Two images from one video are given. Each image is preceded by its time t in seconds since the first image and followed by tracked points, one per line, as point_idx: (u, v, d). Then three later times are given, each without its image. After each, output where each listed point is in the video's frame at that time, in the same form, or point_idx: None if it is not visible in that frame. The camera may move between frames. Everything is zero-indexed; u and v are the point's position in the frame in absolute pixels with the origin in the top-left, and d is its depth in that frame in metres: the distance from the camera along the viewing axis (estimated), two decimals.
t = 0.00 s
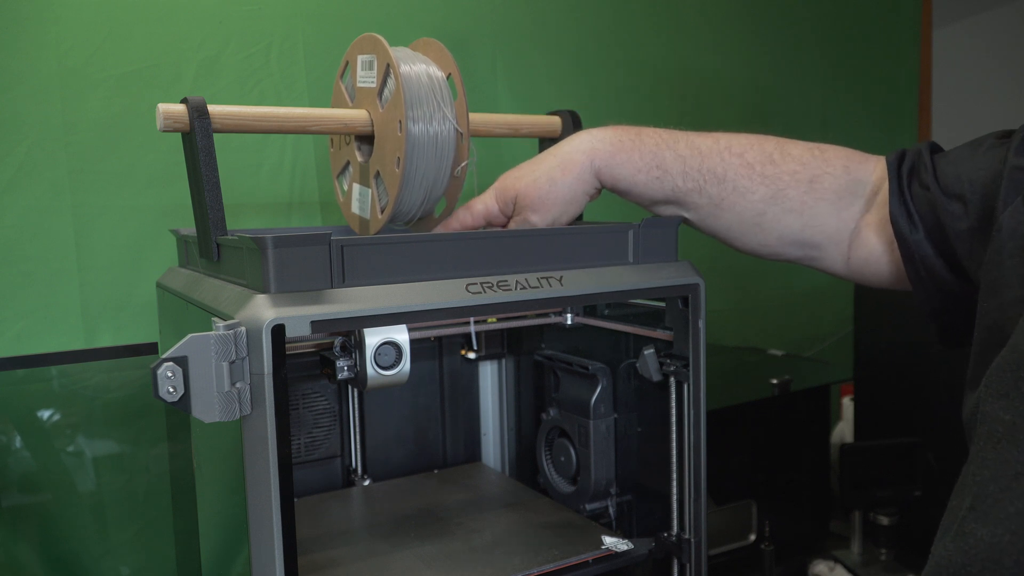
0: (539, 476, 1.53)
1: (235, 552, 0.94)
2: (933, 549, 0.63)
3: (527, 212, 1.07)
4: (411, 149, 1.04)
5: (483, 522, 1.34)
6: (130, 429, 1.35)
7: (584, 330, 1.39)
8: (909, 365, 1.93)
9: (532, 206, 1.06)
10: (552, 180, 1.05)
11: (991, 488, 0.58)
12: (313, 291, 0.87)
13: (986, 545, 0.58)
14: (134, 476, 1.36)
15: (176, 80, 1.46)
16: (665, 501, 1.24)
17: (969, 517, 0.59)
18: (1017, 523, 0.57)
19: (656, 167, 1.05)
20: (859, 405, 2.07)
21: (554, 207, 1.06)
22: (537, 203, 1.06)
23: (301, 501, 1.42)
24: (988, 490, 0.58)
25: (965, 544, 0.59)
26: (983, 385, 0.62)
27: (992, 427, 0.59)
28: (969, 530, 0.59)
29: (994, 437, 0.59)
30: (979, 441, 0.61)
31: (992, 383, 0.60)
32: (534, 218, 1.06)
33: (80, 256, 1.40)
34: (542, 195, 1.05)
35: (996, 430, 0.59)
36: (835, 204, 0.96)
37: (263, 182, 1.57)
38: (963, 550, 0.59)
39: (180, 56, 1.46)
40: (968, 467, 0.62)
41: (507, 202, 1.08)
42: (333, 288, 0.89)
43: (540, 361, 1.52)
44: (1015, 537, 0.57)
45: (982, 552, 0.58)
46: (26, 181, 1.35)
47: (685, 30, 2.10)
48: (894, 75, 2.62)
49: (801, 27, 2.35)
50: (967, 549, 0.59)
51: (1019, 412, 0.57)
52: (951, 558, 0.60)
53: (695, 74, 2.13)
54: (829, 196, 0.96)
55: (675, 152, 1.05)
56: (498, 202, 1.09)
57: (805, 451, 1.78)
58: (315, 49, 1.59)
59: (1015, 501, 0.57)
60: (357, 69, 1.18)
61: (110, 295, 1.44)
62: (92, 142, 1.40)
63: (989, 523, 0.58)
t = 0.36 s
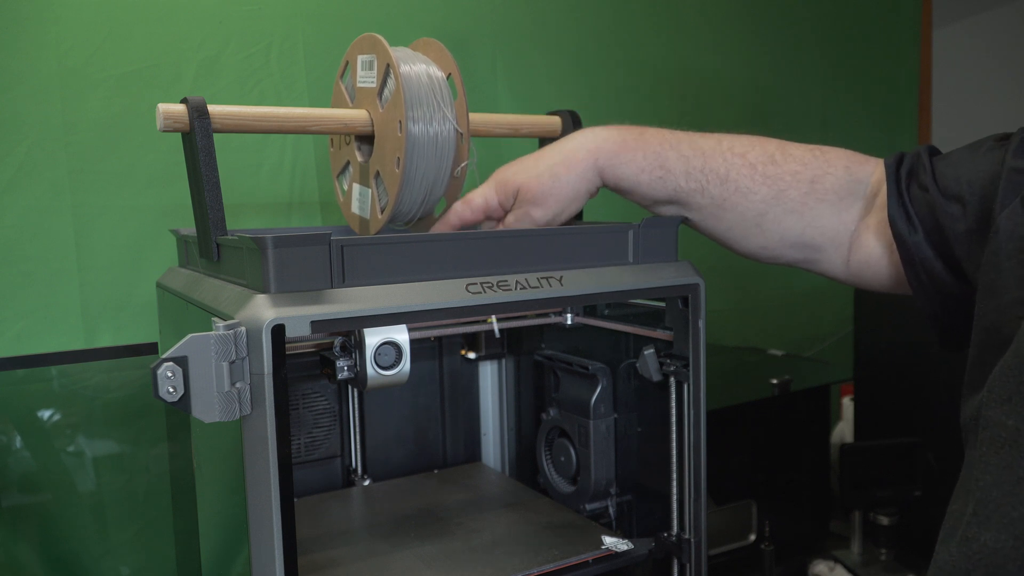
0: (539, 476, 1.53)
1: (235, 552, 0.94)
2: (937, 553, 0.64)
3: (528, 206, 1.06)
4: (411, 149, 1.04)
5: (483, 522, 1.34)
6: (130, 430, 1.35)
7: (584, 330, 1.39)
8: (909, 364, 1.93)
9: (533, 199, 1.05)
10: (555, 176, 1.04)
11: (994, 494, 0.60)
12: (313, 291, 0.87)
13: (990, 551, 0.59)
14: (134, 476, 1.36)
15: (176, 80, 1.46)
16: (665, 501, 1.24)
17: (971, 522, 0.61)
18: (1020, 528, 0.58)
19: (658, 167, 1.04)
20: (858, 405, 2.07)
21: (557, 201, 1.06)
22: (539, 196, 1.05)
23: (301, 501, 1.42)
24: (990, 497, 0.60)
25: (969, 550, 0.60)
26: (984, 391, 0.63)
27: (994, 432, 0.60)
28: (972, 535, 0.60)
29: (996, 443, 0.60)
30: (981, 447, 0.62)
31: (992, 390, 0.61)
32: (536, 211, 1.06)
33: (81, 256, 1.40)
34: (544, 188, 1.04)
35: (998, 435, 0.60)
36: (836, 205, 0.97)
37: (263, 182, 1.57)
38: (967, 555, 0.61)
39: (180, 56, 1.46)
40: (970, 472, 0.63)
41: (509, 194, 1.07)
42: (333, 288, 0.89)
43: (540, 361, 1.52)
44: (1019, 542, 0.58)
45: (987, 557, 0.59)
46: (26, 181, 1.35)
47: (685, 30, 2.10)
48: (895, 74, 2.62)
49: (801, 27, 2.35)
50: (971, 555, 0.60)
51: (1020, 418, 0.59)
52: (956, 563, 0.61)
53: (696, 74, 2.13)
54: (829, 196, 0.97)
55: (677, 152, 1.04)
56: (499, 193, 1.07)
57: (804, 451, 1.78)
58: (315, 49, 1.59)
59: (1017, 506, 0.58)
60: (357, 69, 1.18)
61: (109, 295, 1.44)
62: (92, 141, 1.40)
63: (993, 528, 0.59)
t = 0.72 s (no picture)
0: (539, 476, 1.53)
1: (235, 552, 0.94)
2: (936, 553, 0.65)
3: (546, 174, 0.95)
4: (411, 148, 1.04)
5: (483, 522, 1.34)
6: (130, 429, 1.35)
7: (584, 330, 1.39)
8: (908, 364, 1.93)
9: (552, 168, 0.95)
10: (578, 150, 0.95)
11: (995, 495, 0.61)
12: (313, 291, 0.87)
13: (991, 550, 0.61)
14: (134, 476, 1.36)
15: (176, 80, 1.46)
16: (665, 501, 1.24)
17: (971, 523, 0.62)
18: (1020, 528, 0.60)
19: (683, 149, 0.98)
20: (859, 405, 2.07)
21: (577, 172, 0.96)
22: (559, 165, 0.95)
23: (301, 501, 1.42)
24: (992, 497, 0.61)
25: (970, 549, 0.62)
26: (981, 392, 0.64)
27: (993, 433, 0.62)
28: (974, 536, 0.61)
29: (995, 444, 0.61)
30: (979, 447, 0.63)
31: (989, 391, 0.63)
32: (553, 181, 0.96)
33: (81, 256, 1.40)
34: (565, 159, 0.94)
35: (997, 435, 0.61)
36: (849, 207, 0.97)
37: (263, 182, 1.57)
38: (968, 556, 0.62)
39: (179, 55, 1.46)
40: (969, 473, 0.64)
41: (527, 158, 0.96)
42: (333, 288, 0.89)
43: (540, 361, 1.52)
44: (1021, 542, 0.60)
45: (988, 557, 0.61)
46: (26, 181, 1.35)
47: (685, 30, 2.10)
48: (895, 74, 2.62)
49: (801, 27, 2.35)
50: (971, 554, 0.62)
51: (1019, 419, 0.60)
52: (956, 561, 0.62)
53: (696, 73, 2.13)
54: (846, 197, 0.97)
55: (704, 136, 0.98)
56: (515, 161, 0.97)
57: (805, 451, 1.78)
58: (315, 49, 1.59)
59: (1017, 505, 0.60)
60: (357, 69, 1.18)
61: (109, 295, 1.44)
62: (92, 141, 1.40)
63: (994, 528, 0.61)
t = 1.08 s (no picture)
0: (539, 476, 1.53)
1: (235, 552, 0.94)
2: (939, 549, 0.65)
3: (563, 196, 1.04)
4: (411, 149, 1.04)
5: (483, 522, 1.34)
6: (130, 430, 1.35)
7: (584, 330, 1.39)
8: (909, 365, 1.93)
9: (567, 190, 1.04)
10: (587, 163, 1.02)
11: (996, 490, 0.61)
12: (313, 291, 0.87)
13: (992, 544, 0.61)
14: (135, 476, 1.36)
15: (176, 80, 1.46)
16: (665, 501, 1.24)
17: (973, 518, 0.62)
18: (1022, 522, 0.60)
19: (689, 154, 1.03)
20: (858, 405, 2.07)
21: (593, 190, 1.04)
22: (575, 188, 1.04)
23: (301, 501, 1.42)
24: (992, 492, 0.61)
25: (973, 544, 0.62)
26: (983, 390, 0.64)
27: (993, 430, 0.62)
28: (975, 530, 0.62)
29: (994, 440, 0.62)
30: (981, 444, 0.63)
31: (990, 388, 0.63)
32: (570, 204, 1.05)
33: (80, 256, 1.40)
34: (579, 177, 1.03)
35: (997, 431, 0.61)
36: (856, 210, 0.97)
37: (263, 182, 1.57)
38: (969, 550, 0.62)
39: (179, 56, 1.46)
40: (972, 470, 0.64)
41: (541, 186, 1.05)
42: (333, 288, 0.89)
43: (540, 361, 1.52)
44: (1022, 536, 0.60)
45: (990, 551, 0.61)
46: (26, 181, 1.35)
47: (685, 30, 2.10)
48: (895, 73, 2.62)
49: (801, 27, 2.36)
50: (973, 548, 0.62)
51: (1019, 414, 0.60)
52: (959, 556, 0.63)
53: (696, 73, 2.13)
54: (852, 200, 0.97)
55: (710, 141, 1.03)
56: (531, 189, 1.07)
57: (805, 451, 1.78)
58: (315, 49, 1.59)
59: (1019, 500, 0.60)
60: (357, 69, 1.18)
61: (109, 295, 1.44)
62: (93, 141, 1.40)
63: (995, 523, 0.61)
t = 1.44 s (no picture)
0: (539, 476, 1.53)
1: (235, 552, 0.94)
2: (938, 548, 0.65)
3: (574, 203, 1.06)
4: (411, 149, 1.04)
5: (483, 522, 1.34)
6: (130, 430, 1.35)
7: (584, 330, 1.39)
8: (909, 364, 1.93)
9: (577, 197, 1.06)
10: (596, 168, 1.03)
11: (994, 489, 0.61)
12: (312, 291, 0.87)
13: (989, 544, 0.61)
14: (135, 476, 1.36)
15: (175, 80, 1.46)
16: (665, 501, 1.24)
17: (972, 516, 0.62)
18: (1018, 522, 0.59)
19: (697, 159, 1.03)
20: (859, 405, 2.07)
21: (602, 196, 1.06)
22: (584, 196, 1.05)
23: (301, 501, 1.42)
24: (991, 491, 0.61)
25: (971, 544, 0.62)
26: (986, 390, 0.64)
27: (993, 430, 0.62)
28: (973, 529, 0.62)
29: (995, 439, 0.62)
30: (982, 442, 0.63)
31: (994, 388, 0.63)
32: (581, 211, 1.07)
33: (81, 256, 1.40)
34: (588, 184, 1.04)
35: (998, 431, 0.62)
36: (865, 212, 0.97)
37: (263, 181, 1.57)
38: (966, 549, 0.62)
39: (179, 55, 1.46)
40: (972, 469, 0.64)
41: (551, 193, 1.07)
42: (333, 288, 0.89)
43: (540, 361, 1.52)
44: (1018, 535, 0.59)
45: (987, 550, 0.61)
46: (26, 181, 1.35)
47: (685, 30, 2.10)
48: (895, 73, 2.62)
49: (802, 27, 2.35)
50: (970, 548, 0.62)
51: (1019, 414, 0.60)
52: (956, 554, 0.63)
53: (696, 73, 2.13)
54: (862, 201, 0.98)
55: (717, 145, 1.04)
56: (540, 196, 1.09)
57: (806, 451, 1.78)
58: (315, 49, 1.59)
59: (1015, 499, 0.60)
60: (357, 69, 1.18)
61: (109, 295, 1.44)
62: (93, 141, 1.40)
63: (992, 522, 0.61)
